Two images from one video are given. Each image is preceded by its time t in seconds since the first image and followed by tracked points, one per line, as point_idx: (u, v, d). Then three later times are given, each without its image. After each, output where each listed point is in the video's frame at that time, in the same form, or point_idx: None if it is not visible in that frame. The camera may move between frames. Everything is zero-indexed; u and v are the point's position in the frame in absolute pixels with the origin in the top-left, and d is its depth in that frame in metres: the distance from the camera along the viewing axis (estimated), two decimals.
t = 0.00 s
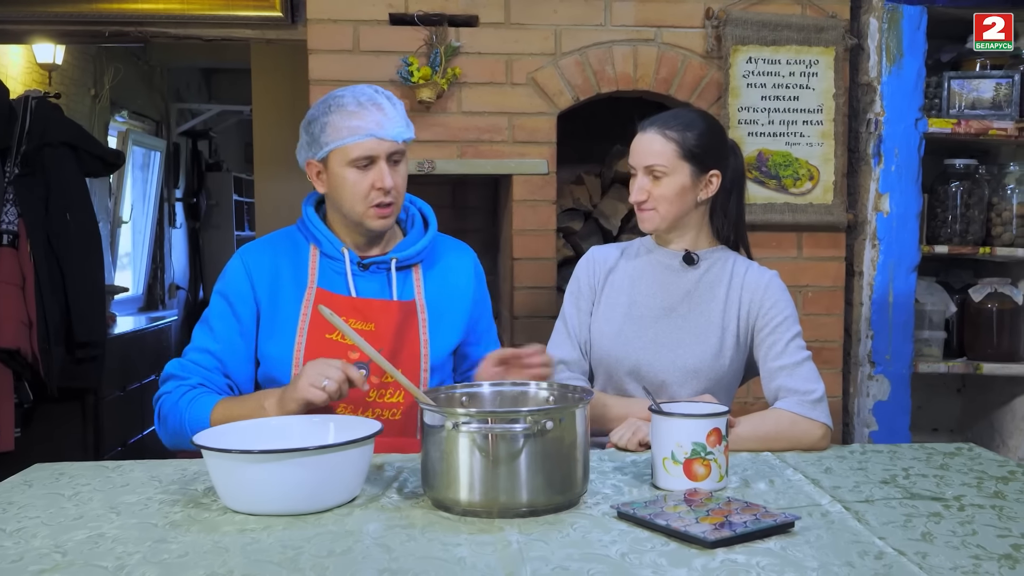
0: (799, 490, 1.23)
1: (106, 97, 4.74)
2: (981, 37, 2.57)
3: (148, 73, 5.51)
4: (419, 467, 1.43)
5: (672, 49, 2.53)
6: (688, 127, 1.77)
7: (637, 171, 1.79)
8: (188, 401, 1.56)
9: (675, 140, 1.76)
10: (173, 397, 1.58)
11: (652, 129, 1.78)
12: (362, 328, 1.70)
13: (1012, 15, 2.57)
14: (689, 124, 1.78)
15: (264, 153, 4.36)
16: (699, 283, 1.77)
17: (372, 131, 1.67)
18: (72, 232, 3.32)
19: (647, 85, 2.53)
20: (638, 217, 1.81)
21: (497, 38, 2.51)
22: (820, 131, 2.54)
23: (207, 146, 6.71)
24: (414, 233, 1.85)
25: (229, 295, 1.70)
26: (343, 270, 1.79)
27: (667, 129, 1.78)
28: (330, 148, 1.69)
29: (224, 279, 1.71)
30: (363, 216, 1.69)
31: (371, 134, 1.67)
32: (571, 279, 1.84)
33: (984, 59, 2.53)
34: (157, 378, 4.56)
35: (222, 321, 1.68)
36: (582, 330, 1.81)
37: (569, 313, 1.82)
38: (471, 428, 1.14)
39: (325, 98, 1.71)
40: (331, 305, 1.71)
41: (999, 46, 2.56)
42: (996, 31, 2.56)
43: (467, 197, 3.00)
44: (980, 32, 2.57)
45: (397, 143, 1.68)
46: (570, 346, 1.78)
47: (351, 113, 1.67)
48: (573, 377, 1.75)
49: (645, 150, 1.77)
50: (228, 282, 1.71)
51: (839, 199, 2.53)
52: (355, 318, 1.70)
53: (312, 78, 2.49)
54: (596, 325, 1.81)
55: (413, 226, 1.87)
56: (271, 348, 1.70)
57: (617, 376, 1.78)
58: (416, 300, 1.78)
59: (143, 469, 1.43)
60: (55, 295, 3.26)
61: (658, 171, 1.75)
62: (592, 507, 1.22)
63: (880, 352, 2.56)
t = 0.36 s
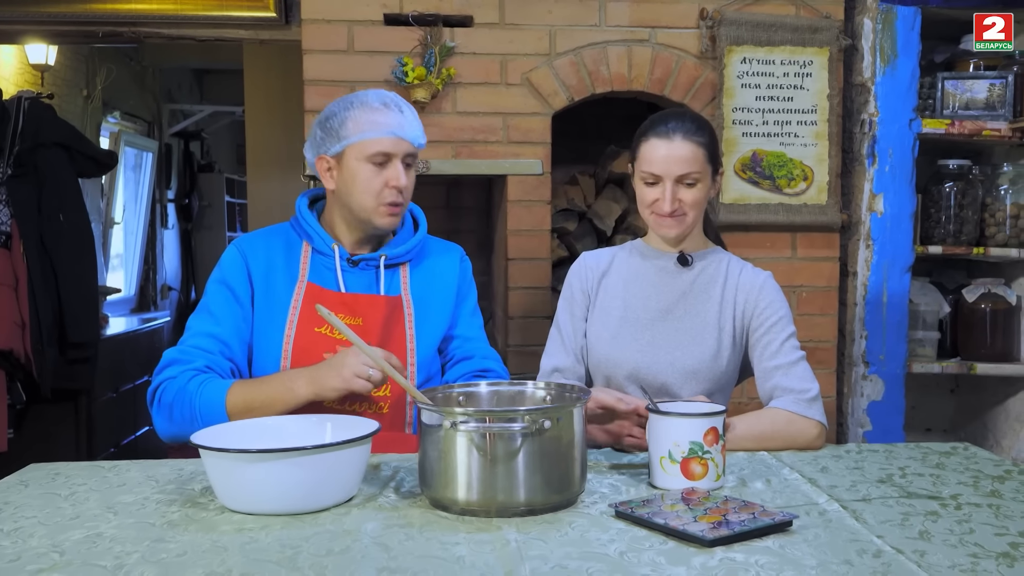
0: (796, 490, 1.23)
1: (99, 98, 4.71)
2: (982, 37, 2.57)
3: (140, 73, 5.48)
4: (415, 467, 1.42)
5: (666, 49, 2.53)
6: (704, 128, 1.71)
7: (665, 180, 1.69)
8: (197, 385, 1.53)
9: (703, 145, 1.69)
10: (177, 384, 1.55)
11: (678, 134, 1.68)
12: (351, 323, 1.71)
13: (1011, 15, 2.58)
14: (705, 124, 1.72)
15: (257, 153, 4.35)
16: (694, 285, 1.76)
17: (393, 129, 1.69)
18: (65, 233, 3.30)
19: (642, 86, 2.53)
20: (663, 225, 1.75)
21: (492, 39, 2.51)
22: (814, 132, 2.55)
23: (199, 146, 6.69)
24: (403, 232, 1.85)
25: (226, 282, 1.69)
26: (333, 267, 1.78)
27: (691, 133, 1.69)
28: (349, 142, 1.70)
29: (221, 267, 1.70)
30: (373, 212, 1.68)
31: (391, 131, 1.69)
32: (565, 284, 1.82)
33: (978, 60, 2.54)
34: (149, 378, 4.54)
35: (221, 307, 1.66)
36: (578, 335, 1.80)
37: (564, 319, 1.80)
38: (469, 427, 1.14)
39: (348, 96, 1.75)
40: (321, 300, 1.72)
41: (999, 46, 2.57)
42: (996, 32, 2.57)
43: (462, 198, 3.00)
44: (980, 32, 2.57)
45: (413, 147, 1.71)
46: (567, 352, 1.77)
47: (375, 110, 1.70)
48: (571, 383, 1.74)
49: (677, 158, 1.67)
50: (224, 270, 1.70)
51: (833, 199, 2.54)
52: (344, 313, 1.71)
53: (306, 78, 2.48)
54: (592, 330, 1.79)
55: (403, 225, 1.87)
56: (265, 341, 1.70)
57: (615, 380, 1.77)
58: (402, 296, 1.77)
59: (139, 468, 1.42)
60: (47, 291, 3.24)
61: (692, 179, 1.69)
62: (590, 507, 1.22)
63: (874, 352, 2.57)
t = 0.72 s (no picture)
0: (794, 488, 1.24)
1: (91, 97, 4.69)
2: (981, 37, 2.53)
3: (132, 73, 5.46)
4: (414, 467, 1.42)
5: (661, 49, 2.54)
6: (704, 130, 1.73)
7: (663, 180, 1.71)
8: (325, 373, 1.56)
9: (701, 147, 1.70)
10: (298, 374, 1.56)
11: (676, 134, 1.70)
12: (382, 331, 1.75)
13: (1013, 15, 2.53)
14: (704, 126, 1.73)
15: (249, 153, 4.33)
16: (694, 284, 1.77)
17: (418, 160, 1.69)
18: (58, 233, 3.29)
19: (637, 86, 2.54)
20: (659, 224, 1.76)
21: (487, 38, 2.51)
22: (809, 132, 2.55)
23: (191, 146, 6.66)
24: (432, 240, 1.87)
25: (291, 274, 1.66)
26: (362, 270, 1.78)
27: (691, 134, 1.71)
28: (372, 171, 1.71)
29: (280, 257, 1.67)
30: (395, 240, 1.72)
31: (416, 162, 1.69)
32: (565, 284, 1.82)
33: (970, 60, 2.54)
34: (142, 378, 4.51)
35: (304, 299, 1.65)
36: (579, 334, 1.80)
37: (564, 318, 1.80)
38: (469, 426, 1.14)
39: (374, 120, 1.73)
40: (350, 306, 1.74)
41: (999, 46, 2.52)
42: (996, 32, 2.52)
43: (457, 197, 3.00)
44: (979, 32, 2.53)
45: (437, 175, 1.72)
46: (568, 350, 1.77)
47: (401, 140, 1.69)
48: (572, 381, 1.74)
49: (675, 159, 1.69)
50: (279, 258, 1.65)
51: (827, 199, 2.54)
52: (376, 320, 1.75)
53: (301, 78, 2.48)
54: (592, 329, 1.79)
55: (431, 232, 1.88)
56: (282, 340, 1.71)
57: (616, 379, 1.77)
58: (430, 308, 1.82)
59: (138, 468, 1.42)
60: (41, 289, 3.23)
61: (689, 179, 1.70)
62: (589, 505, 1.22)
63: (868, 352, 2.58)
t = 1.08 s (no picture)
0: (796, 486, 1.26)
1: (85, 97, 4.67)
2: (981, 37, 2.55)
3: (126, 73, 5.44)
4: (418, 467, 1.43)
5: (658, 50, 2.55)
6: (704, 131, 1.75)
7: (661, 180, 1.73)
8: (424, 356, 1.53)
9: (700, 148, 1.72)
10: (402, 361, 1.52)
11: (676, 135, 1.72)
12: (421, 334, 1.80)
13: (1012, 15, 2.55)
14: (703, 128, 1.75)
15: (243, 153, 4.33)
16: (697, 284, 1.78)
17: (445, 161, 1.81)
18: (56, 233, 3.29)
19: (634, 86, 2.55)
20: (658, 226, 1.77)
21: (485, 39, 2.52)
22: (805, 132, 2.57)
23: (184, 146, 6.65)
24: (458, 247, 1.97)
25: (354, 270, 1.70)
26: (399, 274, 1.86)
27: (690, 136, 1.73)
28: (403, 171, 1.81)
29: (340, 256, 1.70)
30: (419, 243, 1.81)
31: (445, 164, 1.81)
32: (567, 283, 1.83)
33: (965, 61, 2.57)
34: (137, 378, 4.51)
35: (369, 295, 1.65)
36: (582, 332, 1.81)
37: (567, 317, 1.81)
38: (474, 425, 1.15)
39: (405, 123, 1.84)
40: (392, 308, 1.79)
41: (999, 47, 2.55)
42: (996, 32, 2.54)
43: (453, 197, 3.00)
44: (979, 32, 2.55)
45: (464, 177, 1.84)
46: (571, 349, 1.78)
47: (430, 141, 1.81)
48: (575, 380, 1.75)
49: (675, 159, 1.71)
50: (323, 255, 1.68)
51: (823, 199, 2.56)
52: (415, 324, 1.81)
53: (300, 78, 2.48)
54: (596, 328, 1.80)
55: (456, 240, 1.99)
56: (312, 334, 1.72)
57: (619, 377, 1.78)
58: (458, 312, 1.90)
59: (143, 467, 1.42)
60: (37, 288, 3.24)
61: (688, 180, 1.72)
62: (594, 503, 1.23)
63: (864, 351, 2.60)
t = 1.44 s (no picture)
0: (801, 487, 1.27)
1: (76, 95, 4.64)
2: (981, 37, 2.54)
3: (116, 71, 5.41)
4: (422, 467, 1.43)
5: (657, 49, 2.56)
6: (708, 131, 1.76)
7: (667, 179, 1.74)
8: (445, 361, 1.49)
9: (705, 146, 1.73)
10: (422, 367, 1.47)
11: (681, 135, 1.74)
12: (431, 337, 1.80)
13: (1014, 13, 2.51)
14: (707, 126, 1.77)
15: (236, 152, 4.32)
16: (700, 283, 1.78)
17: (438, 148, 1.79)
18: (48, 232, 3.27)
19: (632, 86, 2.55)
20: (663, 225, 1.78)
21: (484, 39, 2.52)
22: (803, 132, 2.58)
23: (175, 145, 6.61)
24: (468, 249, 1.99)
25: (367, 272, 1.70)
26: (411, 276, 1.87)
27: (694, 135, 1.74)
28: (397, 159, 1.82)
29: (353, 258, 1.69)
30: (418, 230, 1.80)
31: (437, 151, 1.79)
32: (570, 283, 1.83)
33: (960, 62, 2.58)
34: (129, 378, 4.49)
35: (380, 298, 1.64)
36: (585, 332, 1.82)
37: (570, 317, 1.82)
38: (481, 426, 1.15)
39: (401, 112, 1.85)
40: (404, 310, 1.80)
41: (999, 47, 2.52)
42: (996, 32, 2.52)
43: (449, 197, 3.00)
44: (979, 32, 2.54)
45: (460, 164, 1.81)
46: (573, 348, 1.78)
47: (421, 128, 1.80)
48: (578, 380, 1.76)
49: (680, 159, 1.72)
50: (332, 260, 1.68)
51: (821, 199, 2.57)
52: (426, 327, 1.81)
53: (297, 78, 2.48)
54: (599, 328, 1.81)
55: (467, 242, 2.00)
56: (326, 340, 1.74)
57: (622, 377, 1.79)
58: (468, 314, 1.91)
59: (144, 469, 1.42)
60: (29, 284, 3.22)
61: (693, 179, 1.73)
62: (600, 504, 1.24)
63: (862, 350, 2.61)
